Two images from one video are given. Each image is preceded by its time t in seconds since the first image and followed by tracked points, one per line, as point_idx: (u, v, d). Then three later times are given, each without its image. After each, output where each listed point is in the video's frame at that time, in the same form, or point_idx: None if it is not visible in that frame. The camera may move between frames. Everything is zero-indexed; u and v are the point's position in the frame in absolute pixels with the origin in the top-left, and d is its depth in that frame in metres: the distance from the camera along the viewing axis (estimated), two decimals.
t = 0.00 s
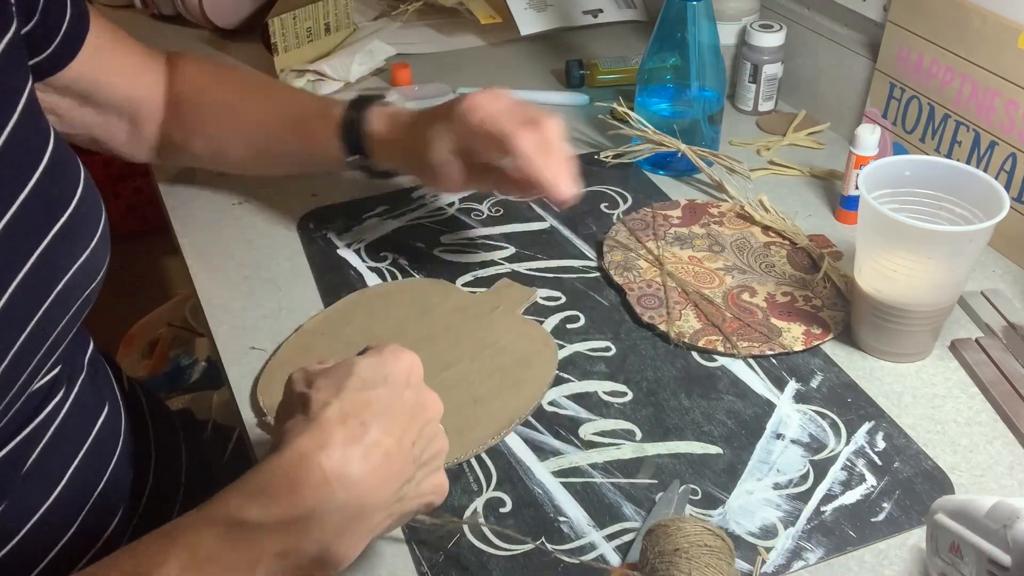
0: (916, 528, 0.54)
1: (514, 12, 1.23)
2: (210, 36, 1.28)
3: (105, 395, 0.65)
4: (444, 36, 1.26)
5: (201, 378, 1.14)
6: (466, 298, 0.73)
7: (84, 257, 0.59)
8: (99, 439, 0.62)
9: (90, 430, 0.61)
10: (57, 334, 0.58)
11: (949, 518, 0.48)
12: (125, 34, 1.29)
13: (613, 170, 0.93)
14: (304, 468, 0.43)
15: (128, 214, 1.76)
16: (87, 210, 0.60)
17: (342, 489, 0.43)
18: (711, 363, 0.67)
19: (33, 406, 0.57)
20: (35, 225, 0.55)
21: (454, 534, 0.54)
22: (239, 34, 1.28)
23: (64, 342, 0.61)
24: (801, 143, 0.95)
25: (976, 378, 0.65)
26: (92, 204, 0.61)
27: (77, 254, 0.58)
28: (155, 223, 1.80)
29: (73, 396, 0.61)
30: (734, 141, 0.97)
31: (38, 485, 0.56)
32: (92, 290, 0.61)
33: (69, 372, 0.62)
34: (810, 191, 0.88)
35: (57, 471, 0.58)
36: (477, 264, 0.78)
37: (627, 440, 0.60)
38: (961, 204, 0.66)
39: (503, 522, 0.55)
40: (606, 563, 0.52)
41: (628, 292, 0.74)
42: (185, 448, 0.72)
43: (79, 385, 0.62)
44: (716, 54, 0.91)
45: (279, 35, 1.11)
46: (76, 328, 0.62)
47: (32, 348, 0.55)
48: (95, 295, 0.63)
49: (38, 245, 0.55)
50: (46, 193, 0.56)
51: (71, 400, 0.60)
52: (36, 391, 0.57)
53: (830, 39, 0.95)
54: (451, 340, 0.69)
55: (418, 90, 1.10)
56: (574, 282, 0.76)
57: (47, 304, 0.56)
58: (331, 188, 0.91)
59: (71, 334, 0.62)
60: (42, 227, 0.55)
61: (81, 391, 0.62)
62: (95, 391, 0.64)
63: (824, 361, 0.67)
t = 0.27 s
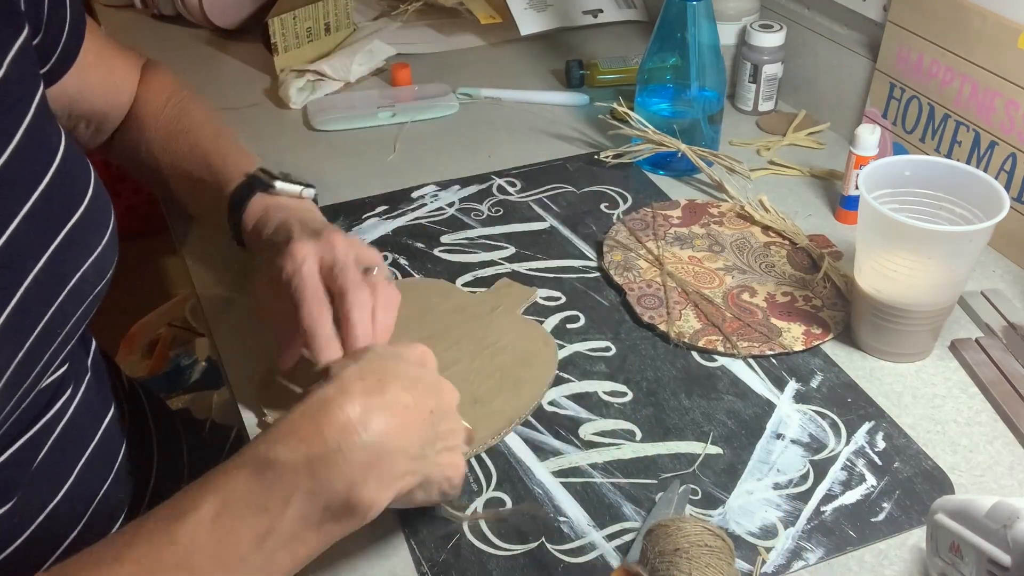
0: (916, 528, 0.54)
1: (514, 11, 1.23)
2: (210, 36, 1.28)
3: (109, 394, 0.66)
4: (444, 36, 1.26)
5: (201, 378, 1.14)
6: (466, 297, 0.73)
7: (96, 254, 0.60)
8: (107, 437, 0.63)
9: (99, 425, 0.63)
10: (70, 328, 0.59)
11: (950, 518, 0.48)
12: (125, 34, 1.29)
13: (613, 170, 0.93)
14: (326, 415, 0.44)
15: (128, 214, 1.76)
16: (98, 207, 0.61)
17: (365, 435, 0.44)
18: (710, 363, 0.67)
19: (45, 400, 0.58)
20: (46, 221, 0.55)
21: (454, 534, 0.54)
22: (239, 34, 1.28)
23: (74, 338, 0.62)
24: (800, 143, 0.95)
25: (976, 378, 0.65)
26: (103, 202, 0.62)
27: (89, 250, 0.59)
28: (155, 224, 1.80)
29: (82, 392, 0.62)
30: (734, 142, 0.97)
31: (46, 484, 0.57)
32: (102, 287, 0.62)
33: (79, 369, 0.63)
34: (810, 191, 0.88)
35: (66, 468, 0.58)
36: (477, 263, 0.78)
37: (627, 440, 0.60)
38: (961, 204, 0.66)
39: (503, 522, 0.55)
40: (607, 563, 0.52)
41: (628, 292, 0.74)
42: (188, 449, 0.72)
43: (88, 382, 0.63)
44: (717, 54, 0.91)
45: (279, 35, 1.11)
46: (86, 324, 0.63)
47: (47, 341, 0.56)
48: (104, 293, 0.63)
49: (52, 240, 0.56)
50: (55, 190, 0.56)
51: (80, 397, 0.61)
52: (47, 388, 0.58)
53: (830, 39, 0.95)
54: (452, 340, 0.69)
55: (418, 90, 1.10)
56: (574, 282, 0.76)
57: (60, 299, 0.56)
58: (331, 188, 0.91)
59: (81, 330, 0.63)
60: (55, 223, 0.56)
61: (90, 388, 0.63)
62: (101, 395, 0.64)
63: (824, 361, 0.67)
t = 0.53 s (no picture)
0: (917, 528, 0.54)
1: (514, 11, 1.23)
2: (210, 36, 1.28)
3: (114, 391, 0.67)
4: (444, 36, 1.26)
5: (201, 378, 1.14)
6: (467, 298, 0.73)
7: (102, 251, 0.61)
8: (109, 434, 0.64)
9: (102, 422, 0.64)
10: (75, 324, 0.60)
11: (950, 518, 0.48)
12: (125, 34, 1.29)
13: (613, 170, 0.93)
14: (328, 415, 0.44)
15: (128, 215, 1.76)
16: (103, 205, 0.61)
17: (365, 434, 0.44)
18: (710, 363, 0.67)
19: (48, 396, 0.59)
20: (49, 220, 0.56)
21: (455, 534, 0.54)
22: (239, 34, 1.28)
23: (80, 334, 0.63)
24: (800, 143, 0.95)
25: (976, 378, 0.65)
26: (109, 201, 0.62)
27: (95, 246, 0.60)
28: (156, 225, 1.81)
29: (86, 390, 0.63)
30: (734, 142, 0.97)
31: (50, 478, 0.58)
32: (108, 284, 0.63)
33: (82, 367, 0.64)
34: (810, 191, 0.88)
35: (72, 462, 0.60)
36: (478, 263, 0.78)
37: (627, 440, 0.60)
38: (960, 204, 0.66)
39: (503, 522, 0.55)
40: (607, 563, 0.52)
41: (627, 292, 0.74)
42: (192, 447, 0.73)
43: (92, 380, 0.64)
44: (716, 54, 0.91)
45: (279, 35, 1.11)
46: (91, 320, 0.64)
47: (52, 337, 0.57)
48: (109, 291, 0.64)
49: (57, 238, 0.56)
50: (57, 190, 0.56)
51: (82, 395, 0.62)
52: (49, 386, 0.59)
53: (829, 39, 0.95)
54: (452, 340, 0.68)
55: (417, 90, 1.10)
56: (574, 282, 0.76)
57: (68, 294, 0.57)
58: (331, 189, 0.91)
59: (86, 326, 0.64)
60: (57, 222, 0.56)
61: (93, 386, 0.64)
62: (106, 391, 0.66)
63: (824, 361, 0.67)
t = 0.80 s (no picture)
0: (917, 527, 0.54)
1: (514, 11, 1.23)
2: (210, 36, 1.28)
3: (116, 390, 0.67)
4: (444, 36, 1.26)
5: (201, 378, 1.14)
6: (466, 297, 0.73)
7: (105, 249, 0.61)
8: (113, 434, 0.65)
9: (105, 421, 0.64)
10: (78, 323, 0.60)
11: (950, 518, 0.48)
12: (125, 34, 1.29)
13: (613, 170, 0.93)
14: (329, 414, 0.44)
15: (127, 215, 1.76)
16: (106, 205, 0.61)
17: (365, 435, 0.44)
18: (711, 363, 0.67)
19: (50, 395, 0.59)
20: (53, 219, 0.56)
21: (454, 534, 0.54)
22: (239, 34, 1.28)
23: (83, 333, 0.63)
24: (800, 143, 0.95)
25: (975, 378, 0.65)
26: (112, 200, 0.62)
27: (98, 245, 0.60)
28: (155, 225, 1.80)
29: (89, 389, 0.63)
30: (734, 142, 0.97)
31: (53, 477, 0.58)
32: (111, 283, 0.63)
33: (85, 366, 0.64)
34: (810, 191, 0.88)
35: (75, 461, 0.60)
36: (478, 263, 0.78)
37: (627, 440, 0.60)
38: (960, 204, 0.66)
39: (502, 522, 0.55)
40: (607, 564, 0.52)
41: (627, 292, 0.74)
42: (193, 447, 0.73)
43: (95, 380, 0.64)
44: (716, 54, 0.91)
45: (279, 35, 1.10)
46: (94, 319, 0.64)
47: (55, 336, 0.57)
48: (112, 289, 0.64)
49: (60, 238, 0.56)
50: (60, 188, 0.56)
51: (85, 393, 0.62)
52: (52, 384, 0.59)
53: (829, 39, 0.96)
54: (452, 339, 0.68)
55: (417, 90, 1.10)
56: (574, 282, 0.76)
57: (72, 292, 0.57)
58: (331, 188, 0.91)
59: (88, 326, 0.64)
60: (61, 221, 0.56)
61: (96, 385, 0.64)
62: (110, 390, 0.66)
63: (824, 361, 0.67)
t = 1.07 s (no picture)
0: (917, 527, 0.53)
1: (514, 11, 1.23)
2: (211, 36, 1.28)
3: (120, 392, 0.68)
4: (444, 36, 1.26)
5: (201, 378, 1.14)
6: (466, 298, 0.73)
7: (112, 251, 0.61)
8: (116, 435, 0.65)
9: (108, 423, 0.65)
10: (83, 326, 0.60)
11: (949, 518, 0.48)
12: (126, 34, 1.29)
13: (613, 170, 0.93)
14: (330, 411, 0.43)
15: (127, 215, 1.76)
16: (114, 206, 0.62)
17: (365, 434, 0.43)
18: (711, 363, 0.67)
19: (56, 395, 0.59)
20: (57, 221, 0.56)
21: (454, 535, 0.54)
22: (239, 34, 1.28)
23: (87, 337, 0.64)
24: (800, 143, 0.96)
25: (976, 378, 0.65)
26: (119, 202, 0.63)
27: (105, 247, 0.60)
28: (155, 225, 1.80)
29: (93, 390, 0.64)
30: (734, 141, 0.97)
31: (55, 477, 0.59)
32: (116, 286, 0.64)
33: (90, 367, 0.65)
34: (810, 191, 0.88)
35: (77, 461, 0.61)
36: (478, 263, 0.78)
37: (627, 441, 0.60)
38: (960, 203, 0.66)
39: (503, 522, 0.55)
40: (607, 563, 0.52)
41: (627, 292, 0.74)
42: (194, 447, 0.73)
43: (100, 381, 0.65)
44: (717, 54, 0.91)
45: (279, 35, 1.11)
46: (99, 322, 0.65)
47: (62, 338, 0.57)
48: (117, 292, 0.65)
49: (64, 240, 0.56)
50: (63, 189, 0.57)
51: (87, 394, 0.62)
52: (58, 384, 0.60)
53: (829, 39, 0.96)
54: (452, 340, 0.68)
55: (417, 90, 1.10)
56: (574, 282, 0.76)
57: (77, 295, 0.58)
58: (331, 188, 0.91)
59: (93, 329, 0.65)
60: (66, 222, 0.57)
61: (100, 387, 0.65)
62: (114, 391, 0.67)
63: (824, 361, 0.67)
